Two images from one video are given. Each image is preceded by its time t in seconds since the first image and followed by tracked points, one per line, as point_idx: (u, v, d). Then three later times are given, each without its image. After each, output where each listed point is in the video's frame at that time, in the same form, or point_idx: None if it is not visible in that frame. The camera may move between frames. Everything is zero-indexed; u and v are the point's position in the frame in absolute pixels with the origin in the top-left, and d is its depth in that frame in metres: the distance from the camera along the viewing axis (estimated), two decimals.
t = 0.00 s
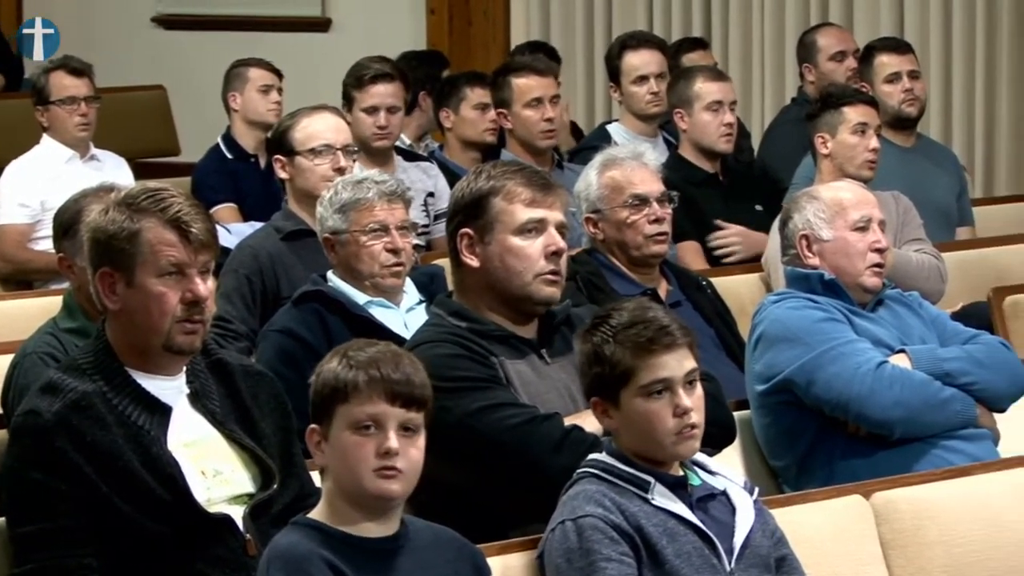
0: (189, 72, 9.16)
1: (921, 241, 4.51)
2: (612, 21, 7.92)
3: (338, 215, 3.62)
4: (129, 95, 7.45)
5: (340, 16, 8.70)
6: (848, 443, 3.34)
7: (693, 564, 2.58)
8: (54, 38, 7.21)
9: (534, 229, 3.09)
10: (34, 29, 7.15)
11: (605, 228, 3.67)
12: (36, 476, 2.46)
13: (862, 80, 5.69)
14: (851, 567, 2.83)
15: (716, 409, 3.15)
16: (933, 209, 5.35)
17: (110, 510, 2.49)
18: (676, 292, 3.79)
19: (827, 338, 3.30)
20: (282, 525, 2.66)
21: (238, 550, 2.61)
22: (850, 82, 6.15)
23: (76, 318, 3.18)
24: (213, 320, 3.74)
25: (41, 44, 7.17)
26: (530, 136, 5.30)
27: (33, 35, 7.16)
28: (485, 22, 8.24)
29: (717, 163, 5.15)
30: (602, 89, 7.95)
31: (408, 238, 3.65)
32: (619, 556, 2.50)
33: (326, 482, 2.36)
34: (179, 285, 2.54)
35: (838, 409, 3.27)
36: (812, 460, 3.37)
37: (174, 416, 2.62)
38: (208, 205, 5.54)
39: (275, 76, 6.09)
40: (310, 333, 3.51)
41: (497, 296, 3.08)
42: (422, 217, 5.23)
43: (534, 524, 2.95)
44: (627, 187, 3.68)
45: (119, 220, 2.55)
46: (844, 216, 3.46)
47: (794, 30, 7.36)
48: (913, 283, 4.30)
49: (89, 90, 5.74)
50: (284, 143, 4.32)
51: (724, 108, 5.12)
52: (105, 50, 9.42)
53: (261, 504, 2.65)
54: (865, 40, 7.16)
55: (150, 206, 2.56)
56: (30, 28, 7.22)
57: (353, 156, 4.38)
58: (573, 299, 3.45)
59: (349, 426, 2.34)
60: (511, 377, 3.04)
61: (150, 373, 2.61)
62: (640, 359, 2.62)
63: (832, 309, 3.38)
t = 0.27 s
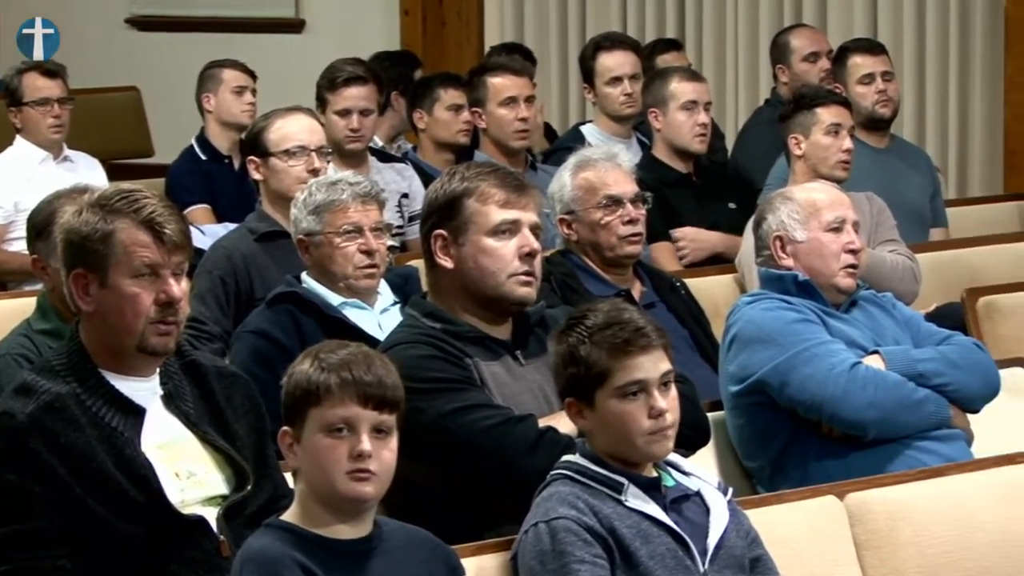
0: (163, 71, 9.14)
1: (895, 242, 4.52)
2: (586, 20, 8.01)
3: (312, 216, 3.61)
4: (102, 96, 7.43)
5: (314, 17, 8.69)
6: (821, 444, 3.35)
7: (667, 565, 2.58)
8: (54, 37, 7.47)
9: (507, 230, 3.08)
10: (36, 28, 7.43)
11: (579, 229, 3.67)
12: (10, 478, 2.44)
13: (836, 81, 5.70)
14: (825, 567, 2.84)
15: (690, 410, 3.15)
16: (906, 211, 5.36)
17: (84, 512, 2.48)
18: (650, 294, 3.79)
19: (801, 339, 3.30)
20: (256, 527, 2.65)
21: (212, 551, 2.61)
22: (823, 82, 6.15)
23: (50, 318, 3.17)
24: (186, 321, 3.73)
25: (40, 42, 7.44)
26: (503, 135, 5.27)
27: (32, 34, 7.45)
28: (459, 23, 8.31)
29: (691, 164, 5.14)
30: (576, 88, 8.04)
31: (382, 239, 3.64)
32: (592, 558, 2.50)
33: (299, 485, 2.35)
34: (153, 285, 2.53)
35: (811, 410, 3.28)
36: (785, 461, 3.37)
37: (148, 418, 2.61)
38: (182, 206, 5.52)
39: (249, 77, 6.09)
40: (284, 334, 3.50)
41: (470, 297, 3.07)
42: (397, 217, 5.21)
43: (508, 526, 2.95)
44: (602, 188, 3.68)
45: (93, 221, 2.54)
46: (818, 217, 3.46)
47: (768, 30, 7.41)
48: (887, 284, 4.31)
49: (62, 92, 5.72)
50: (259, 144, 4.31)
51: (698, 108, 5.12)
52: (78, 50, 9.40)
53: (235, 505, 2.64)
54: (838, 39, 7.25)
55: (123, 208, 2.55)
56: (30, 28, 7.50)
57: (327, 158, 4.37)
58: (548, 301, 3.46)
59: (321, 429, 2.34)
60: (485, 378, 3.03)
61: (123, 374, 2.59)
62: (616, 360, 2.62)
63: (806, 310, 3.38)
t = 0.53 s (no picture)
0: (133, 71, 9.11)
1: (867, 242, 4.53)
2: (558, 21, 8.08)
3: (284, 217, 3.60)
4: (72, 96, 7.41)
5: (286, 18, 8.68)
6: (792, 445, 3.35)
7: (638, 565, 2.58)
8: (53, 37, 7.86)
9: (479, 231, 3.08)
10: (37, 28, 7.84)
11: (550, 230, 3.66)
12: None
13: (806, 82, 5.71)
14: (796, 568, 2.84)
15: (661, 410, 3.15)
16: (877, 212, 5.36)
17: (55, 514, 2.48)
18: (622, 294, 3.79)
19: (771, 339, 3.31)
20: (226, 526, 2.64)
21: (183, 552, 2.58)
22: (794, 83, 6.16)
23: (20, 318, 3.16)
24: (158, 321, 3.71)
25: (41, 43, 7.85)
26: (475, 135, 5.26)
27: (32, 35, 7.86)
28: (428, 25, 8.29)
29: (662, 164, 5.14)
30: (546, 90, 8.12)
31: (354, 239, 3.64)
32: (563, 557, 2.50)
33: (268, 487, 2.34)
34: (123, 287, 2.52)
35: (782, 411, 3.28)
36: (756, 462, 3.37)
37: (117, 420, 2.60)
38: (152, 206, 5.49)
39: (220, 78, 6.09)
40: (255, 335, 3.49)
41: (442, 297, 3.07)
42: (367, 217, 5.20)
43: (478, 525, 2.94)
44: (573, 189, 3.68)
45: (63, 223, 2.53)
46: (789, 218, 3.47)
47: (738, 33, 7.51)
48: (858, 285, 4.32)
49: (32, 93, 5.76)
50: (232, 145, 4.29)
51: (670, 107, 5.14)
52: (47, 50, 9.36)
53: (207, 505, 2.63)
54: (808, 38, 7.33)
55: (94, 209, 2.54)
56: (31, 29, 7.88)
57: (299, 159, 4.36)
58: (519, 301, 3.46)
59: (289, 431, 2.33)
60: (457, 377, 3.03)
61: (94, 376, 2.58)
62: (589, 359, 2.63)
63: (777, 311, 3.38)
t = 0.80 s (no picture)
0: (114, 72, 9.09)
1: (849, 241, 4.54)
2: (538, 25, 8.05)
3: (266, 217, 3.60)
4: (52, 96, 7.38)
5: (265, 18, 8.66)
6: (774, 445, 3.35)
7: (621, 564, 2.58)
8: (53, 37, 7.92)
9: (462, 232, 3.08)
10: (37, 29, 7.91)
11: (532, 230, 3.67)
12: None
13: (787, 82, 5.72)
14: (778, 568, 2.84)
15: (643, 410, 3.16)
16: (858, 212, 5.38)
17: (37, 513, 2.47)
18: (603, 294, 3.80)
19: (753, 340, 3.31)
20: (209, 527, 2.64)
21: (167, 552, 2.58)
22: (774, 83, 6.17)
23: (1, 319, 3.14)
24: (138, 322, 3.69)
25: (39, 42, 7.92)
26: (457, 134, 5.25)
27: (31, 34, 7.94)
28: (410, 24, 8.28)
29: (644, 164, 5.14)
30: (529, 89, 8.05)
31: (336, 239, 3.63)
32: (547, 555, 2.50)
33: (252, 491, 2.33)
34: (104, 287, 2.51)
35: (764, 411, 3.28)
36: (738, 462, 3.37)
37: (100, 417, 2.59)
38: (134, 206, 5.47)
39: (202, 78, 6.08)
40: (236, 335, 3.48)
41: (424, 298, 3.07)
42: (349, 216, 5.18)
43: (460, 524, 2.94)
44: (554, 189, 3.67)
45: (44, 223, 2.52)
46: (771, 218, 3.47)
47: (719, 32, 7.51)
48: (839, 284, 4.32)
49: (13, 94, 5.70)
50: (220, 145, 4.29)
51: (651, 108, 5.14)
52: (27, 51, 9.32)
53: (190, 505, 2.64)
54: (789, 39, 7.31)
55: (75, 209, 2.53)
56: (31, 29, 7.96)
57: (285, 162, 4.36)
58: (501, 299, 3.46)
59: (273, 435, 2.33)
60: (440, 376, 3.02)
61: (75, 376, 2.57)
62: (572, 356, 2.63)
63: (759, 311, 3.39)
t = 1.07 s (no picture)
0: (93, 70, 9.03)
1: (829, 241, 4.54)
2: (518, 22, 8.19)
3: (244, 216, 3.59)
4: (32, 96, 7.35)
5: (246, 17, 8.66)
6: (754, 445, 3.36)
7: (602, 563, 2.58)
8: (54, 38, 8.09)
9: (443, 230, 3.08)
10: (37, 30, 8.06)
11: (512, 230, 3.67)
12: None
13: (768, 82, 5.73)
14: (758, 568, 2.84)
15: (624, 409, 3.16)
16: (839, 211, 5.39)
17: (19, 512, 2.47)
18: (584, 292, 3.80)
19: (734, 339, 3.31)
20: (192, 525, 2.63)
21: (148, 551, 2.58)
22: (756, 83, 6.18)
23: None
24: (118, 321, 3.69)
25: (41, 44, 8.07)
26: (439, 134, 5.24)
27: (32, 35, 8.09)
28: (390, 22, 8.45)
29: (625, 164, 5.15)
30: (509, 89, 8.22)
31: (315, 237, 3.63)
32: (527, 554, 2.50)
33: (241, 494, 2.32)
34: (85, 286, 2.51)
35: (745, 410, 3.28)
36: (719, 461, 3.37)
37: (82, 415, 2.59)
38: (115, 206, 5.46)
39: (182, 78, 6.06)
40: (216, 334, 3.48)
41: (405, 297, 3.06)
42: (330, 218, 5.17)
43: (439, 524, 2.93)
44: (534, 189, 3.68)
45: (25, 222, 2.51)
46: (752, 218, 3.47)
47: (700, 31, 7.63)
48: (820, 284, 4.33)
49: None
50: (203, 143, 4.27)
51: (632, 107, 5.14)
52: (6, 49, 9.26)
53: (171, 504, 2.62)
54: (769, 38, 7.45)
55: (55, 208, 2.53)
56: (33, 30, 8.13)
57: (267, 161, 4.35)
58: (481, 299, 3.46)
59: (262, 437, 2.32)
60: (420, 376, 3.02)
61: (58, 376, 2.56)
62: (553, 352, 2.63)
63: (739, 310, 3.39)
